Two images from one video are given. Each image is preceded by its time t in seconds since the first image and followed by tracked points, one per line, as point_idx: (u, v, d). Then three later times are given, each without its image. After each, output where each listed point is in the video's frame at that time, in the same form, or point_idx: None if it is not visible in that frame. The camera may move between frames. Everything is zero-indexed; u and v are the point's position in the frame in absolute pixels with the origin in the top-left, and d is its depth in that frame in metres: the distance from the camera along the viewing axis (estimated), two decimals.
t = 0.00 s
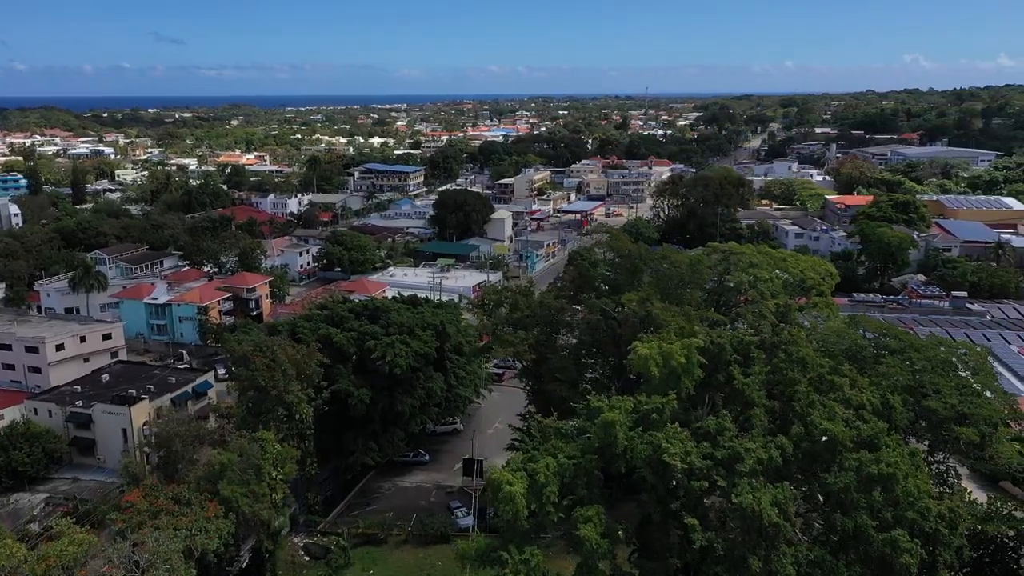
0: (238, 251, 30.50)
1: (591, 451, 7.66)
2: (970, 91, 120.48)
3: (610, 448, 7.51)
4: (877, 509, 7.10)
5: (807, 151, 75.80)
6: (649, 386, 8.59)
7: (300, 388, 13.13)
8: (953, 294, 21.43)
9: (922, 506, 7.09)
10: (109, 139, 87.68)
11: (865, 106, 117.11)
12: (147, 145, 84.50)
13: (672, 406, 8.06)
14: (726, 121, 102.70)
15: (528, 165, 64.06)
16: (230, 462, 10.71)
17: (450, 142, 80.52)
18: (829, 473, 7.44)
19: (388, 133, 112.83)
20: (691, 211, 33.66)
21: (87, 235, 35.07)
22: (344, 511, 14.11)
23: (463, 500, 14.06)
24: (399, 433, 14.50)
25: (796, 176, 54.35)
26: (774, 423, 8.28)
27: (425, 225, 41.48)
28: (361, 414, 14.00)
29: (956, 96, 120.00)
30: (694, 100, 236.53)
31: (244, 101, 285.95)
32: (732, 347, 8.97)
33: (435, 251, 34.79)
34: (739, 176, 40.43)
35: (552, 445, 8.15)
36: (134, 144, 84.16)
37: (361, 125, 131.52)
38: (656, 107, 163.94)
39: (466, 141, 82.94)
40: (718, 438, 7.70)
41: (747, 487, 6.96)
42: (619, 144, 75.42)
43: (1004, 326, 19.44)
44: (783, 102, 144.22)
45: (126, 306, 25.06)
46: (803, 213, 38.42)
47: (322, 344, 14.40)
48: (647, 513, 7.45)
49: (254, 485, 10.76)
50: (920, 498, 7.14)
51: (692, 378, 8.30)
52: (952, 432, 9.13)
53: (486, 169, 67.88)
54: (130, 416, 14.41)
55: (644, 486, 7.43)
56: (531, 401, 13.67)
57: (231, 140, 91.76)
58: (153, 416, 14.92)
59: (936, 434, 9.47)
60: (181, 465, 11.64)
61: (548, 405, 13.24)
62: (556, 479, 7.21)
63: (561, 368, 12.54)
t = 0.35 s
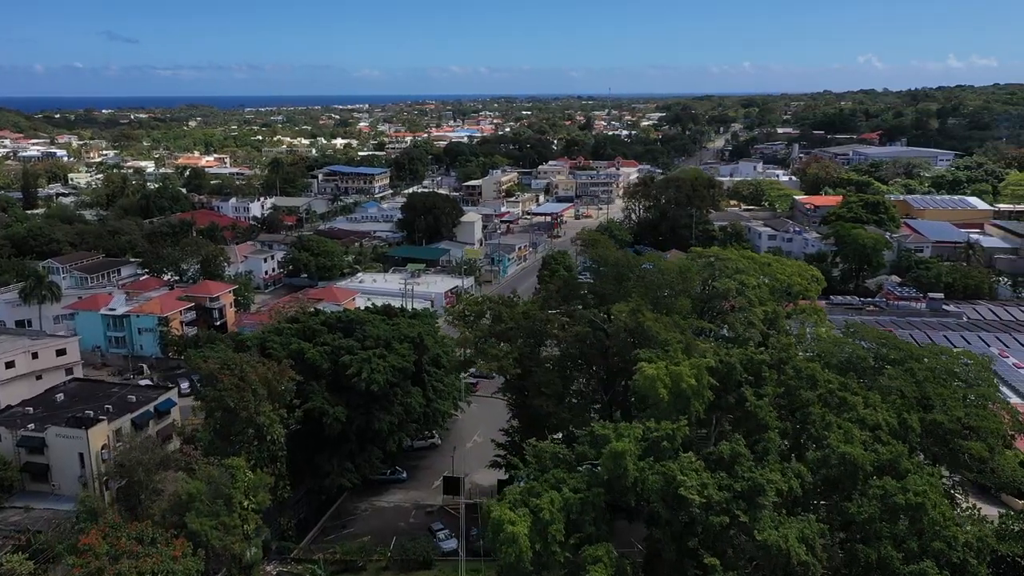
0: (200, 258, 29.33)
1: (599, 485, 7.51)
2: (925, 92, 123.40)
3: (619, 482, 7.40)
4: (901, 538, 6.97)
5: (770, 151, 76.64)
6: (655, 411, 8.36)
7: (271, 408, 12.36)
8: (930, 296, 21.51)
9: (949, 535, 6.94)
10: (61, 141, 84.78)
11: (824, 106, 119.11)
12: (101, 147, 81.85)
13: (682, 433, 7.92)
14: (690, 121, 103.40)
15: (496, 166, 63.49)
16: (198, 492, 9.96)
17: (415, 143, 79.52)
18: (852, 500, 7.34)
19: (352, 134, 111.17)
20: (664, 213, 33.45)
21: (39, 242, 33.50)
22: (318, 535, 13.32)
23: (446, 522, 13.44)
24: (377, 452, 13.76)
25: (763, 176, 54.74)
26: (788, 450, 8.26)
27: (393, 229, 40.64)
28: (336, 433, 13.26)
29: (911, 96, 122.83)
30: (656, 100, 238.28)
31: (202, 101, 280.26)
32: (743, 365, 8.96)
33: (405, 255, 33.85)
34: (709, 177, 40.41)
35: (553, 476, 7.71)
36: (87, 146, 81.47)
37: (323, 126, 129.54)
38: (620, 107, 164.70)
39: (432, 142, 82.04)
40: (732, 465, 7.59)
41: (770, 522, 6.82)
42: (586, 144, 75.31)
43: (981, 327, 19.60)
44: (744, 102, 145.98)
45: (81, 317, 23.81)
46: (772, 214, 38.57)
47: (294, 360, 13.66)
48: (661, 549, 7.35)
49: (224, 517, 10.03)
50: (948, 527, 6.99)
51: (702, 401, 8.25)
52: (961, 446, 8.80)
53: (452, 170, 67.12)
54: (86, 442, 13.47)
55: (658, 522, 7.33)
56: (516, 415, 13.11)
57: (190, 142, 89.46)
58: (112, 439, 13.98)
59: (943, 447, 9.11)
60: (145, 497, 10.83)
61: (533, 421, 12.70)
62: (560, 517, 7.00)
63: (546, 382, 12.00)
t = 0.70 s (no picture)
0: (165, 266, 28.13)
1: (617, 523, 7.22)
2: (887, 92, 125.76)
3: (637, 518, 7.14)
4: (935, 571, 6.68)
5: (740, 152, 77.21)
6: (671, 438, 8.08)
7: (246, 430, 11.62)
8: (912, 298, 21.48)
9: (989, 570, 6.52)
10: (16, 143, 82.02)
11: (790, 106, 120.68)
12: (59, 149, 79.40)
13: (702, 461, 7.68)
14: (660, 121, 103.79)
15: (467, 168, 62.84)
16: (169, 527, 9.21)
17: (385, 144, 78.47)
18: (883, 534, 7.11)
19: (319, 136, 109.51)
20: (640, 215, 33.15)
21: None
22: (296, 562, 12.61)
23: (433, 546, 12.83)
24: (358, 473, 13.05)
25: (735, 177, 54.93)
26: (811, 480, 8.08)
27: (365, 233, 39.78)
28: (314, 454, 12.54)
29: (874, 97, 125.11)
30: (624, 100, 240.31)
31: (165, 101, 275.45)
32: (762, 387, 8.77)
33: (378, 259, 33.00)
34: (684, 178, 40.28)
35: (560, 513, 7.36)
36: (45, 147, 78.91)
37: (290, 126, 127.52)
38: (589, 107, 165.04)
39: (402, 143, 81.03)
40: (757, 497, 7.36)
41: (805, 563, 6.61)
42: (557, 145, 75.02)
43: (964, 330, 19.60)
44: (712, 102, 147.30)
45: (38, 330, 22.64)
46: (747, 215, 38.58)
47: (269, 378, 12.91)
48: None
49: (197, 552, 9.28)
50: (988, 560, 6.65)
51: (722, 426, 8.00)
52: (978, 463, 8.39)
53: (423, 172, 66.29)
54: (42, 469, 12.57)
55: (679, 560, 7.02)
56: (504, 432, 12.55)
57: (152, 143, 87.23)
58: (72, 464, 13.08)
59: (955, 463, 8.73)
60: (112, 532, 10.08)
61: (523, 437, 12.13)
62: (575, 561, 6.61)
63: (536, 398, 11.43)
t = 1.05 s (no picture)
0: (137, 273, 27.00)
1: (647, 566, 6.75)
2: (859, 93, 127.34)
3: (667, 562, 6.62)
4: None
5: (718, 152, 77.44)
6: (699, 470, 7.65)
7: (227, 454, 10.93)
8: (904, 302, 21.34)
9: None
10: None
11: (765, 107, 121.60)
12: (24, 151, 77.22)
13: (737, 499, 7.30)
14: (637, 121, 103.84)
15: (446, 169, 62.13)
16: (145, 564, 8.51)
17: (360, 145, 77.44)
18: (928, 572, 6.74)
19: (294, 137, 108.00)
20: (624, 217, 32.72)
21: None
22: None
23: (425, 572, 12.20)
24: (345, 495, 12.39)
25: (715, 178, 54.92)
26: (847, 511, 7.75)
27: (343, 237, 38.90)
28: (299, 477, 11.87)
29: (846, 97, 126.60)
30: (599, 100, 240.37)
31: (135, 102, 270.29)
32: (791, 414, 8.42)
33: (358, 265, 32.15)
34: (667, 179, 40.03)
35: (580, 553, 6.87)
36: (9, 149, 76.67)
37: (264, 127, 125.62)
38: (564, 108, 164.53)
39: (378, 144, 80.08)
40: (796, 535, 7.04)
41: None
42: (536, 146, 74.58)
43: (957, 334, 19.43)
44: (687, 103, 148.01)
45: (3, 342, 21.58)
46: (730, 217, 38.43)
47: (250, 397, 12.24)
48: None
49: None
50: None
51: (754, 460, 7.57)
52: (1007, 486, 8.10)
53: (401, 173, 65.44)
54: (5, 499, 11.74)
55: None
56: (500, 450, 11.98)
57: (122, 145, 85.24)
58: (40, 490, 12.24)
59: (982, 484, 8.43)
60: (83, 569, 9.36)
61: (521, 457, 11.61)
62: None
63: (534, 416, 10.91)
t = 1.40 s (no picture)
0: (97, 282, 25.82)
1: None
2: (824, 95, 129.21)
3: None
4: None
5: (687, 153, 77.71)
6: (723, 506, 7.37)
7: (197, 482, 10.22)
8: (885, 305, 21.31)
9: None
10: None
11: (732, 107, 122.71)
12: None
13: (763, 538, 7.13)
14: (606, 122, 103.90)
15: (417, 172, 61.29)
16: None
17: (328, 146, 76.14)
18: None
19: (260, 138, 106.02)
20: (600, 220, 32.36)
21: None
22: None
23: None
24: (324, 520, 11.67)
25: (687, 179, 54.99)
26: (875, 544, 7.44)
27: (313, 241, 37.91)
28: (274, 504, 11.18)
29: (811, 98, 128.38)
30: (567, 101, 240.89)
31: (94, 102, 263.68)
32: (817, 444, 8.14)
33: (330, 272, 31.15)
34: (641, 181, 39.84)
35: None
36: None
37: (229, 128, 123.20)
38: (532, 108, 164.38)
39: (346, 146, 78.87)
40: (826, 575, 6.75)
41: None
42: (507, 147, 74.06)
43: (939, 337, 19.41)
44: (655, 103, 148.86)
45: None
46: (705, 218, 38.36)
47: (220, 419, 11.51)
48: None
49: None
50: None
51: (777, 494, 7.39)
52: None
53: (370, 175, 64.43)
54: None
55: None
56: (487, 470, 11.43)
57: (81, 147, 82.73)
58: None
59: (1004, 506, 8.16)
60: None
61: (511, 477, 11.06)
62: None
63: (524, 434, 10.39)
